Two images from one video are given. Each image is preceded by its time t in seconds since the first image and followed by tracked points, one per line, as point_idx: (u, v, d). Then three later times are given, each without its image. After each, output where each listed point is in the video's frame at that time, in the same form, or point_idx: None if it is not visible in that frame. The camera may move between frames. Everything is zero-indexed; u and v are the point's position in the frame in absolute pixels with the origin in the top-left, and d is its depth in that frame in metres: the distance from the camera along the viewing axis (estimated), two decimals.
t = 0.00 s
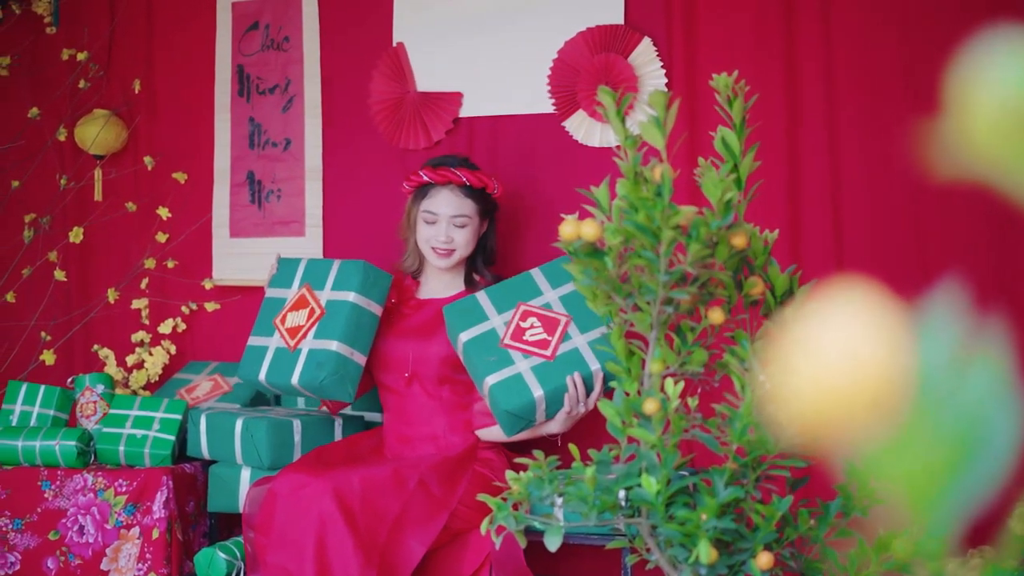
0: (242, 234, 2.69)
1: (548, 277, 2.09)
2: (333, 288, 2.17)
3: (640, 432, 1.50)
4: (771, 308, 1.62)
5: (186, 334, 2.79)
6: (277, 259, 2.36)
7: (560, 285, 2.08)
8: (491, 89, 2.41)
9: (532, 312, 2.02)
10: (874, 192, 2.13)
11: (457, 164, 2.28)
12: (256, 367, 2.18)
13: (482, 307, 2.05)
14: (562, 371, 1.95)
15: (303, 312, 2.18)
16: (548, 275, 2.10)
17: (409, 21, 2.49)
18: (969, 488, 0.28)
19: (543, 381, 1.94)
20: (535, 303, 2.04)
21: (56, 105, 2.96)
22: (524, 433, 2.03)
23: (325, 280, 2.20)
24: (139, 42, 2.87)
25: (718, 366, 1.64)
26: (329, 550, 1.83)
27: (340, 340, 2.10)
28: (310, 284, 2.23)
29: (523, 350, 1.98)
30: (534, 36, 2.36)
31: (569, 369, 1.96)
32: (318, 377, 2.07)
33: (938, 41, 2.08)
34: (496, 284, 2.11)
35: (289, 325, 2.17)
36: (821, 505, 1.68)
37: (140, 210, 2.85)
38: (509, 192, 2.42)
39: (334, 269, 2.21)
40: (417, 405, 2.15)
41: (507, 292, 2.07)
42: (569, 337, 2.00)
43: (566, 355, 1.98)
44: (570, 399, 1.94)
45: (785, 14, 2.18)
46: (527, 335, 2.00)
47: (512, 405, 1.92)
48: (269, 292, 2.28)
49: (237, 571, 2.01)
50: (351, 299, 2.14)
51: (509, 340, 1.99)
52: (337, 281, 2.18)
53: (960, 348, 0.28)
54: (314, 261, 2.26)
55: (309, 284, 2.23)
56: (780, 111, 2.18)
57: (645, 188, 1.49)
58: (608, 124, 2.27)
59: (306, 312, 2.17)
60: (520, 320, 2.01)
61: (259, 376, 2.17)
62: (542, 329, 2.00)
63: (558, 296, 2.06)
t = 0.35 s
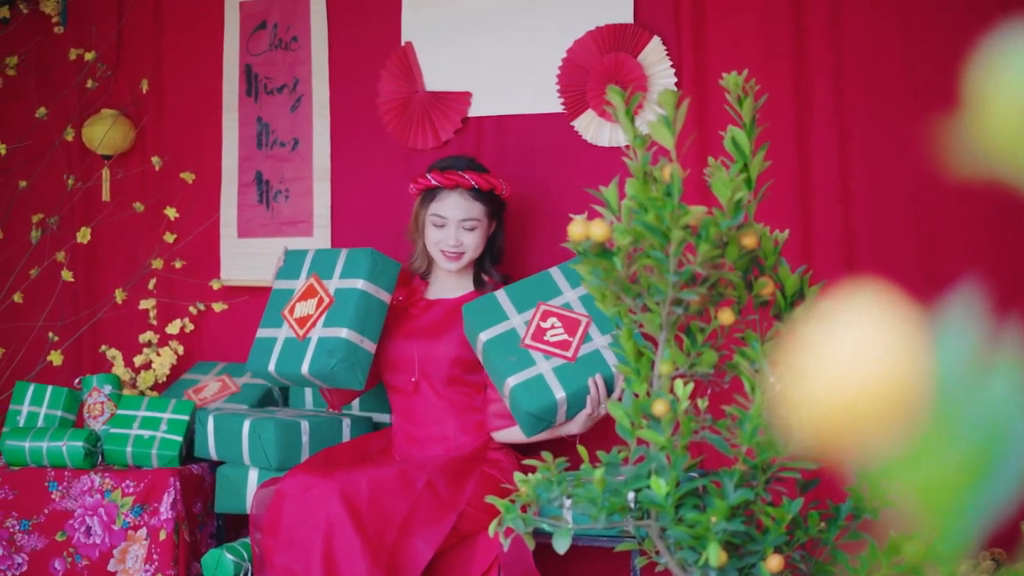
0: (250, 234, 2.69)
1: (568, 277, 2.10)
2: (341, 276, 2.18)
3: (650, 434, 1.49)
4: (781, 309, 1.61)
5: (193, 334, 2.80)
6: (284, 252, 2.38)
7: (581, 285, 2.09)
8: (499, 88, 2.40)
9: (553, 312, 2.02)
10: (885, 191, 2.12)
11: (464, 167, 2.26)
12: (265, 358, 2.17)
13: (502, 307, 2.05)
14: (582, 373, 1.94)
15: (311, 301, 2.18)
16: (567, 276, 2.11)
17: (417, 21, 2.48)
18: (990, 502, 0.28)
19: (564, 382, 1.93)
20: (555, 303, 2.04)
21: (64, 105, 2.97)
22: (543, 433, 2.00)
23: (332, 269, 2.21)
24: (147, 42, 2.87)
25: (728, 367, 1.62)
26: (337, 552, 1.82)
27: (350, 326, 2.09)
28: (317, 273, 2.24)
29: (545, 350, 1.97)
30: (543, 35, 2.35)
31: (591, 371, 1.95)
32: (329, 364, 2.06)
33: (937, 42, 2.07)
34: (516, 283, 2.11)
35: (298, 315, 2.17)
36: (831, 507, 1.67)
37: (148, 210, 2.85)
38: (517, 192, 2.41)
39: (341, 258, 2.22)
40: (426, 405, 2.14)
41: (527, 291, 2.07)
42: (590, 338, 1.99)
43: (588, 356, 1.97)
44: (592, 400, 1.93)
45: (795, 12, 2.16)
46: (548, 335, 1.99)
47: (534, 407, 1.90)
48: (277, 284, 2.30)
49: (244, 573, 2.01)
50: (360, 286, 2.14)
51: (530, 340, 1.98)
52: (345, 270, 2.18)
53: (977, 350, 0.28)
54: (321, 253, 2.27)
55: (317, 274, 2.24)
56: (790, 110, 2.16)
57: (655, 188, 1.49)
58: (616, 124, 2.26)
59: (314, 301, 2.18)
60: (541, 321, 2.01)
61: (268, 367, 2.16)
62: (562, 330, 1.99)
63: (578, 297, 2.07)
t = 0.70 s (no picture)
0: (258, 235, 2.68)
1: (585, 279, 2.08)
2: (350, 267, 2.18)
3: (659, 437, 1.48)
4: (792, 311, 1.59)
5: (201, 335, 2.80)
6: (292, 248, 2.39)
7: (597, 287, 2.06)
8: (508, 88, 2.39)
9: (569, 315, 2.00)
10: (896, 192, 2.10)
11: (471, 168, 2.23)
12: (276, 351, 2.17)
13: (518, 309, 2.05)
14: (597, 379, 1.93)
15: (321, 293, 2.19)
16: (584, 279, 2.09)
17: (426, 20, 2.47)
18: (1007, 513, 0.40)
19: (578, 387, 1.92)
20: (572, 306, 2.02)
21: (72, 105, 2.97)
22: (557, 437, 1.99)
23: (341, 261, 2.22)
24: (155, 42, 2.87)
25: (737, 369, 1.61)
26: (343, 552, 1.82)
27: (360, 316, 2.09)
28: (326, 266, 2.24)
29: (559, 355, 1.96)
30: (551, 34, 2.34)
31: (606, 376, 1.93)
32: (340, 354, 2.05)
33: (945, 41, 2.06)
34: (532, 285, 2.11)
35: (308, 308, 2.18)
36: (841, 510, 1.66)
37: (156, 210, 2.85)
38: (526, 192, 2.40)
39: (350, 249, 2.22)
40: (434, 406, 2.14)
41: (543, 293, 2.07)
42: (606, 342, 1.97)
43: (603, 361, 1.95)
44: (607, 406, 1.92)
45: (805, 11, 2.15)
46: (563, 339, 1.98)
47: (548, 413, 1.90)
48: (286, 279, 2.32)
49: None
50: (369, 276, 2.14)
51: (545, 344, 1.97)
52: (354, 261, 2.19)
53: (987, 363, 0.42)
54: (330, 245, 2.29)
55: (325, 267, 2.24)
56: (800, 110, 2.15)
57: (664, 189, 1.48)
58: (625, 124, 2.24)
59: (324, 293, 2.18)
60: (556, 324, 2.00)
61: (279, 360, 2.16)
62: (578, 334, 1.97)
63: (595, 300, 2.04)
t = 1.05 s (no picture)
0: (267, 237, 2.68)
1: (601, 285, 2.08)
2: (362, 263, 2.18)
3: (669, 440, 1.47)
4: (803, 312, 1.61)
5: (210, 337, 2.79)
6: (301, 246, 2.38)
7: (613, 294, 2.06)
8: (517, 89, 2.38)
9: (583, 321, 2.00)
10: (909, 193, 2.09)
11: (479, 172, 2.22)
12: (288, 347, 2.17)
13: (533, 314, 2.03)
14: (610, 387, 1.92)
15: (333, 289, 2.19)
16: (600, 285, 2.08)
17: (435, 21, 2.47)
18: None
19: (591, 394, 1.91)
20: (587, 313, 2.01)
21: (81, 106, 2.97)
22: (568, 443, 1.98)
23: (353, 257, 2.22)
24: (163, 43, 2.86)
25: (749, 372, 1.60)
26: (352, 556, 1.81)
27: (375, 311, 2.08)
28: (338, 263, 2.24)
29: (573, 360, 1.95)
30: (561, 35, 2.33)
31: (620, 385, 1.93)
32: (355, 349, 2.05)
33: (959, 41, 2.05)
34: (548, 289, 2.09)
35: (320, 304, 2.18)
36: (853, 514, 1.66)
37: (165, 212, 2.85)
38: (536, 193, 2.39)
39: (362, 246, 2.22)
40: (444, 408, 2.13)
41: (557, 298, 2.05)
42: (620, 350, 1.96)
43: (616, 369, 1.95)
44: (619, 414, 1.91)
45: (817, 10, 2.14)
46: (578, 345, 1.97)
47: (560, 417, 1.89)
48: (295, 278, 2.31)
49: None
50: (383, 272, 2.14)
51: (559, 349, 1.97)
52: (366, 258, 2.19)
53: None
54: (339, 244, 2.28)
55: (337, 264, 2.24)
56: (812, 110, 2.13)
57: (675, 190, 1.47)
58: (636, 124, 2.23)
59: (336, 290, 2.18)
60: (570, 330, 1.99)
61: (291, 357, 2.15)
62: (593, 341, 1.97)
63: (610, 308, 2.03)
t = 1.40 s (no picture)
0: (272, 237, 2.67)
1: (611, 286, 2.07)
2: (372, 261, 2.18)
3: (678, 441, 1.46)
4: (813, 312, 1.60)
5: (216, 338, 2.79)
6: (308, 244, 2.38)
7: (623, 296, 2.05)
8: (525, 88, 2.36)
9: (593, 323, 1.99)
10: (919, 192, 2.08)
11: (486, 175, 2.20)
12: (297, 345, 2.16)
13: (543, 314, 2.03)
14: (620, 389, 1.91)
15: (342, 287, 2.19)
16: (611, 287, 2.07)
17: (442, 20, 2.45)
18: None
19: (601, 395, 1.90)
20: (597, 314, 2.00)
21: (86, 105, 2.97)
22: (575, 444, 1.97)
23: (362, 255, 2.21)
24: (169, 42, 2.86)
25: (758, 373, 1.59)
26: (358, 557, 1.80)
27: (385, 308, 2.08)
28: (346, 261, 2.24)
29: (583, 361, 1.94)
30: (569, 34, 2.31)
31: (629, 387, 1.91)
32: (366, 346, 2.05)
33: (970, 40, 2.03)
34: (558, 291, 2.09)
35: (330, 301, 2.17)
36: (863, 516, 1.66)
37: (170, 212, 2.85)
38: (544, 193, 2.38)
39: (372, 243, 2.22)
40: (450, 409, 2.12)
41: (568, 300, 2.04)
42: (630, 352, 1.95)
43: (626, 371, 1.93)
44: (629, 415, 1.90)
45: (827, 9, 2.12)
46: (587, 346, 1.96)
47: (569, 418, 1.87)
48: (302, 276, 2.31)
49: None
50: (393, 269, 2.14)
51: (569, 350, 1.96)
52: (375, 255, 2.19)
53: None
54: (347, 241, 2.28)
55: (345, 261, 2.24)
56: (822, 109, 2.13)
57: (684, 190, 1.46)
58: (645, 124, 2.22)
59: (345, 287, 2.18)
60: (581, 331, 1.98)
61: (300, 355, 2.15)
62: (603, 342, 1.95)
63: (621, 309, 2.03)
